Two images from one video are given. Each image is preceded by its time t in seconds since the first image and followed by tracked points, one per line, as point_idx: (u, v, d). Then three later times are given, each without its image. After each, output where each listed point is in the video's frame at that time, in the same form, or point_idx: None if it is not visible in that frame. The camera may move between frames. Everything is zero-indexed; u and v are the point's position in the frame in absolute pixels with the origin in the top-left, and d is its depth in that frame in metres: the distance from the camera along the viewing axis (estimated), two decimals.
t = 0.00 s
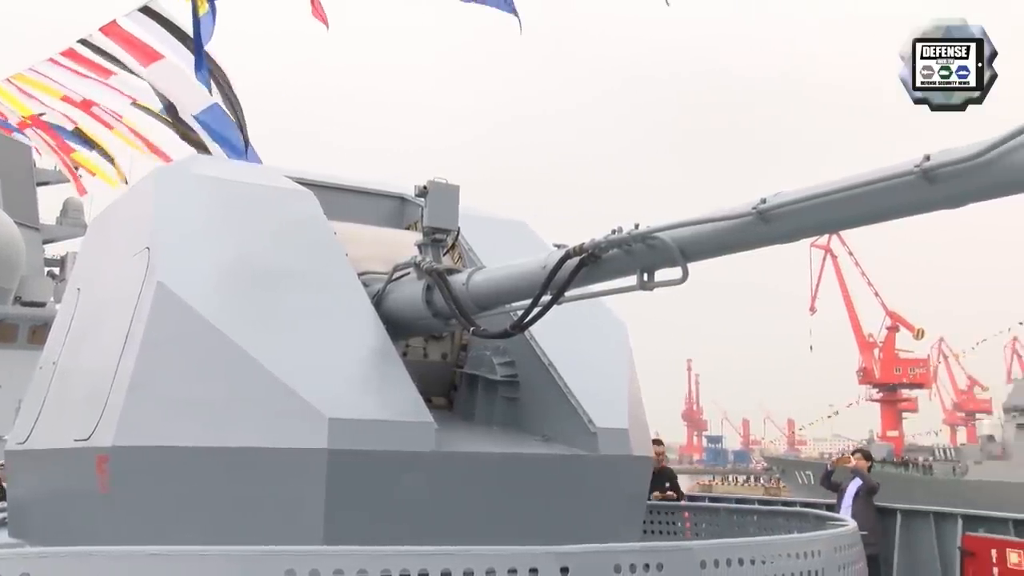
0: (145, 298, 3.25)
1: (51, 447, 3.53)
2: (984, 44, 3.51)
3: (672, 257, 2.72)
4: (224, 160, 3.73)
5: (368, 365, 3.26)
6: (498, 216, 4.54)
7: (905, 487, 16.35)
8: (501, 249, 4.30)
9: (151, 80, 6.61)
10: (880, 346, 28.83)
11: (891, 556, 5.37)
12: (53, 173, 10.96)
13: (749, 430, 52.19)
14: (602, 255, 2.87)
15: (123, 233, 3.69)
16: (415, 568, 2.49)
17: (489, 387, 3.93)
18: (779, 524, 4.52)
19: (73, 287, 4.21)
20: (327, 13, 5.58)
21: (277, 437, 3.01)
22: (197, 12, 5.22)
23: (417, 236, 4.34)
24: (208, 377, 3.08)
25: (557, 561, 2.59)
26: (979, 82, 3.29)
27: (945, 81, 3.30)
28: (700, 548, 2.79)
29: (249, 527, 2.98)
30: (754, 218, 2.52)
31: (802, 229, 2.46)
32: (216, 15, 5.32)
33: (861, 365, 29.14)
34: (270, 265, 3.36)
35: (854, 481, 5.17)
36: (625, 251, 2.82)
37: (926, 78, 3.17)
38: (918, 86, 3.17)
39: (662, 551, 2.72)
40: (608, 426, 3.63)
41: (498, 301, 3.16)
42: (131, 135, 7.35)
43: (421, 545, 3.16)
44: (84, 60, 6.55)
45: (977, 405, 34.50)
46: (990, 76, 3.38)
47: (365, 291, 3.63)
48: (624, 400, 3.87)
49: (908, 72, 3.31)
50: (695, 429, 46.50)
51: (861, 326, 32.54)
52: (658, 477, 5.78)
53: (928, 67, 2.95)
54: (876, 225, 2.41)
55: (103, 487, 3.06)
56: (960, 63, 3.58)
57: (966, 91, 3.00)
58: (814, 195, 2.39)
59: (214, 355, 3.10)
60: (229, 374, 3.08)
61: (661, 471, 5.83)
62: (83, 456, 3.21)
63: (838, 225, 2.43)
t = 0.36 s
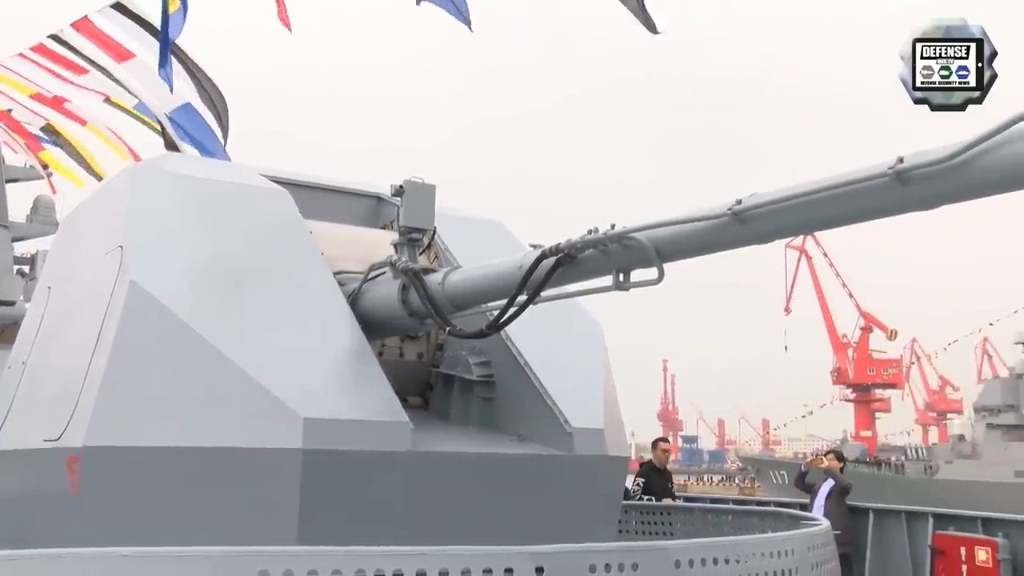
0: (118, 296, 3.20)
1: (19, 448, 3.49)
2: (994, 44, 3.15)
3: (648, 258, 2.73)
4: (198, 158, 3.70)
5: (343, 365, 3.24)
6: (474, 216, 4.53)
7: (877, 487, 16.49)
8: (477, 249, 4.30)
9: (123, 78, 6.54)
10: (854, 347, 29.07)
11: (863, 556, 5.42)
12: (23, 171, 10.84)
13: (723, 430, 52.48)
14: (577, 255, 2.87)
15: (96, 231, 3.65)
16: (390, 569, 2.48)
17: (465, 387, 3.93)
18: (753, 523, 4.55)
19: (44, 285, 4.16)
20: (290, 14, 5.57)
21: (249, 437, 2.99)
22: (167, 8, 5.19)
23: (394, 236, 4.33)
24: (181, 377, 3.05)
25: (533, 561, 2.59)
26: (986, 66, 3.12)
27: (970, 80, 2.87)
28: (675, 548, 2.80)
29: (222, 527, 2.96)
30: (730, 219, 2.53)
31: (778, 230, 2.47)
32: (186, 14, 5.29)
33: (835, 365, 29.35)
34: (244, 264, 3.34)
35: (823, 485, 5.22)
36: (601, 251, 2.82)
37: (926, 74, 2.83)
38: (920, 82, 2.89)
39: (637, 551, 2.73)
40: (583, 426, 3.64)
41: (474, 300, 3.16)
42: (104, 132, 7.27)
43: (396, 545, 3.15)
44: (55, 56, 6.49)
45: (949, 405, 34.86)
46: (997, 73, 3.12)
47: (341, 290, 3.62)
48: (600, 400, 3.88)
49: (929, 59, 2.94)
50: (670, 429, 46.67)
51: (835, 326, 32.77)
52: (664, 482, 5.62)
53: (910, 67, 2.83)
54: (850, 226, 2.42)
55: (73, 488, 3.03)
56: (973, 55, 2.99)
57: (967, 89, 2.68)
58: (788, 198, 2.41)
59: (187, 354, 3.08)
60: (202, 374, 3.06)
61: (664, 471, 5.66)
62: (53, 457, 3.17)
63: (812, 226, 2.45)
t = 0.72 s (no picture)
0: (92, 294, 3.17)
1: None
2: (984, 47, 3.46)
3: (625, 259, 2.74)
4: (174, 156, 3.68)
5: (319, 365, 3.23)
6: (452, 215, 4.52)
7: (851, 486, 16.62)
8: (455, 249, 4.29)
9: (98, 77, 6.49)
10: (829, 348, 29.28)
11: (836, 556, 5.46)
12: None
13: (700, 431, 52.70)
14: (555, 255, 2.87)
15: (70, 230, 3.61)
16: (366, 569, 2.47)
17: (442, 387, 3.93)
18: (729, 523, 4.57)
19: (15, 284, 4.11)
20: (244, 15, 5.53)
21: (224, 437, 2.97)
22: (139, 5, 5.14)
23: (371, 235, 4.32)
24: (156, 377, 3.03)
25: (509, 562, 2.59)
26: (979, 82, 3.23)
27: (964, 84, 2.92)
28: (651, 548, 2.80)
29: (196, 528, 2.94)
30: (707, 220, 2.54)
31: (755, 231, 2.49)
32: (159, 11, 5.25)
33: (811, 365, 29.57)
34: (220, 262, 3.32)
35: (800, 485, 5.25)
36: (578, 251, 2.83)
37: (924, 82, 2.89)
38: (917, 85, 3.03)
39: (613, 551, 2.73)
40: (561, 426, 3.65)
41: (451, 300, 3.15)
42: (76, 130, 7.20)
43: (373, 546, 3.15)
44: (27, 53, 6.41)
45: (922, 405, 35.22)
46: (993, 75, 3.24)
47: (318, 290, 3.61)
48: (577, 400, 3.89)
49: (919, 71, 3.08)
50: (647, 429, 46.81)
51: (811, 327, 33.02)
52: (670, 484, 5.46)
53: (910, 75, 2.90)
54: (826, 228, 2.44)
55: (44, 489, 3.00)
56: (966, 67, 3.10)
57: (966, 91, 2.83)
58: (764, 199, 2.42)
59: (161, 353, 3.05)
60: (176, 373, 3.03)
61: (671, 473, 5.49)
62: (25, 458, 3.14)
63: (789, 227, 2.46)
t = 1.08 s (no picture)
0: (70, 293, 3.15)
1: None
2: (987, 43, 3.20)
3: (607, 259, 2.75)
4: (154, 155, 3.66)
5: (300, 365, 3.22)
6: (434, 215, 4.52)
7: (831, 486, 16.71)
8: (438, 249, 4.29)
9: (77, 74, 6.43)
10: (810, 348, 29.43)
11: (817, 555, 5.49)
12: None
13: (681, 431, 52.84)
14: (537, 256, 2.88)
15: (49, 228, 3.59)
16: (347, 569, 2.47)
17: (424, 387, 3.93)
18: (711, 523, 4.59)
19: None
20: (229, 12, 5.50)
21: (204, 437, 2.96)
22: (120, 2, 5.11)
23: (353, 235, 4.31)
24: (135, 377, 3.01)
25: (490, 562, 2.60)
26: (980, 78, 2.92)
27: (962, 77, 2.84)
28: (632, 548, 2.81)
29: (175, 529, 2.92)
30: (688, 220, 2.56)
31: (736, 231, 2.50)
32: (141, 9, 5.21)
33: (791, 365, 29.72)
34: (201, 261, 3.30)
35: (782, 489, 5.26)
36: (560, 251, 2.84)
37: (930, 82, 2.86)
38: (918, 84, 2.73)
39: (594, 551, 2.74)
40: (542, 426, 3.65)
41: (433, 300, 3.15)
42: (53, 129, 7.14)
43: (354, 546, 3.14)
44: (5, 50, 6.36)
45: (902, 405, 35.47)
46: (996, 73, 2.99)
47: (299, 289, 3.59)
48: (559, 400, 3.90)
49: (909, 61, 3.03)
50: (629, 429, 46.90)
51: (792, 328, 33.19)
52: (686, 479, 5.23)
53: (913, 72, 2.84)
54: (806, 228, 2.46)
55: (21, 490, 2.97)
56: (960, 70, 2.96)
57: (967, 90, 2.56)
58: (745, 201, 2.44)
59: (140, 352, 3.03)
60: (156, 373, 3.02)
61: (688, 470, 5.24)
62: (1, 458, 3.11)
63: (768, 228, 2.48)
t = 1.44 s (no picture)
0: (46, 291, 3.11)
1: None
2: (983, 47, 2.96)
3: (587, 260, 2.76)
4: (133, 154, 3.63)
5: (281, 365, 3.21)
6: (416, 215, 4.51)
7: (811, 485, 16.81)
8: (419, 249, 4.28)
9: (59, 74, 6.40)
10: (790, 349, 29.60)
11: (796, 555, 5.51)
12: None
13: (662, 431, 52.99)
14: (518, 256, 2.88)
15: (25, 225, 3.54)
16: (326, 570, 2.46)
17: (405, 387, 3.94)
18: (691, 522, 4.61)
19: None
20: (213, 8, 5.49)
21: (183, 437, 2.94)
22: None
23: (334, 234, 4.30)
24: (112, 377, 2.98)
25: (470, 562, 2.60)
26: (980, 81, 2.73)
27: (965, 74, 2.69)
28: (612, 548, 2.82)
29: (151, 530, 2.88)
30: (669, 220, 2.57)
31: (717, 232, 2.51)
32: (121, 5, 5.18)
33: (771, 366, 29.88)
34: (180, 261, 3.29)
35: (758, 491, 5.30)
36: (541, 251, 2.84)
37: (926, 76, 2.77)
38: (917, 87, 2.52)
39: (574, 550, 2.74)
40: (523, 426, 3.66)
41: (414, 300, 3.15)
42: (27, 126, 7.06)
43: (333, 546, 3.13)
44: None
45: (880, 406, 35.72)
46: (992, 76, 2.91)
47: (280, 288, 3.58)
48: (540, 401, 3.90)
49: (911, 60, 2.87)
50: (610, 429, 46.97)
51: (772, 328, 33.37)
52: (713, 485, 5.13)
53: (909, 73, 2.74)
54: (786, 229, 2.47)
55: None
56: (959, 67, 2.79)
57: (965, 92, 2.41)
58: (725, 202, 2.45)
59: (118, 352, 3.01)
60: (134, 373, 2.99)
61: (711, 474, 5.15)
62: None
63: (748, 229, 2.49)
